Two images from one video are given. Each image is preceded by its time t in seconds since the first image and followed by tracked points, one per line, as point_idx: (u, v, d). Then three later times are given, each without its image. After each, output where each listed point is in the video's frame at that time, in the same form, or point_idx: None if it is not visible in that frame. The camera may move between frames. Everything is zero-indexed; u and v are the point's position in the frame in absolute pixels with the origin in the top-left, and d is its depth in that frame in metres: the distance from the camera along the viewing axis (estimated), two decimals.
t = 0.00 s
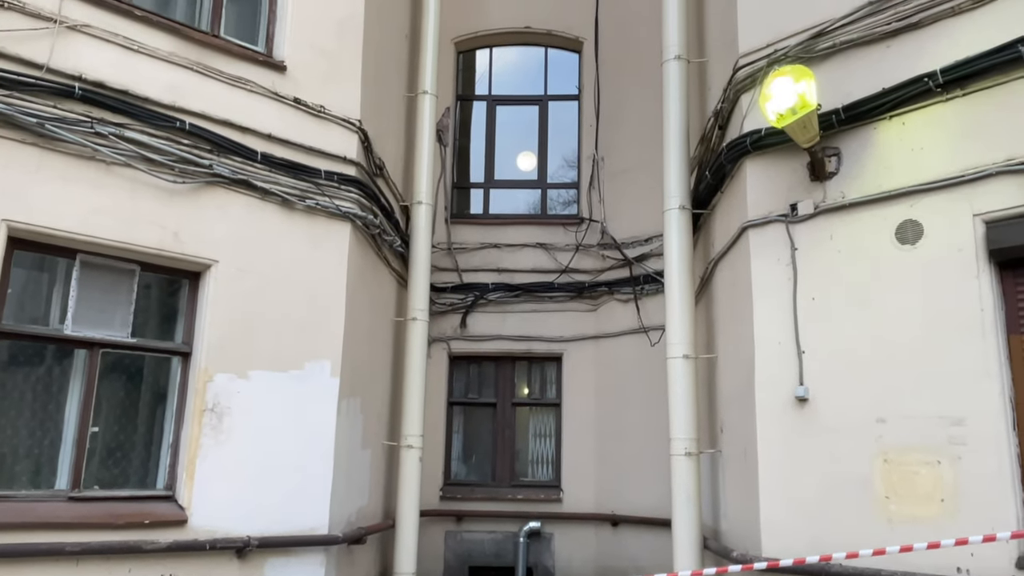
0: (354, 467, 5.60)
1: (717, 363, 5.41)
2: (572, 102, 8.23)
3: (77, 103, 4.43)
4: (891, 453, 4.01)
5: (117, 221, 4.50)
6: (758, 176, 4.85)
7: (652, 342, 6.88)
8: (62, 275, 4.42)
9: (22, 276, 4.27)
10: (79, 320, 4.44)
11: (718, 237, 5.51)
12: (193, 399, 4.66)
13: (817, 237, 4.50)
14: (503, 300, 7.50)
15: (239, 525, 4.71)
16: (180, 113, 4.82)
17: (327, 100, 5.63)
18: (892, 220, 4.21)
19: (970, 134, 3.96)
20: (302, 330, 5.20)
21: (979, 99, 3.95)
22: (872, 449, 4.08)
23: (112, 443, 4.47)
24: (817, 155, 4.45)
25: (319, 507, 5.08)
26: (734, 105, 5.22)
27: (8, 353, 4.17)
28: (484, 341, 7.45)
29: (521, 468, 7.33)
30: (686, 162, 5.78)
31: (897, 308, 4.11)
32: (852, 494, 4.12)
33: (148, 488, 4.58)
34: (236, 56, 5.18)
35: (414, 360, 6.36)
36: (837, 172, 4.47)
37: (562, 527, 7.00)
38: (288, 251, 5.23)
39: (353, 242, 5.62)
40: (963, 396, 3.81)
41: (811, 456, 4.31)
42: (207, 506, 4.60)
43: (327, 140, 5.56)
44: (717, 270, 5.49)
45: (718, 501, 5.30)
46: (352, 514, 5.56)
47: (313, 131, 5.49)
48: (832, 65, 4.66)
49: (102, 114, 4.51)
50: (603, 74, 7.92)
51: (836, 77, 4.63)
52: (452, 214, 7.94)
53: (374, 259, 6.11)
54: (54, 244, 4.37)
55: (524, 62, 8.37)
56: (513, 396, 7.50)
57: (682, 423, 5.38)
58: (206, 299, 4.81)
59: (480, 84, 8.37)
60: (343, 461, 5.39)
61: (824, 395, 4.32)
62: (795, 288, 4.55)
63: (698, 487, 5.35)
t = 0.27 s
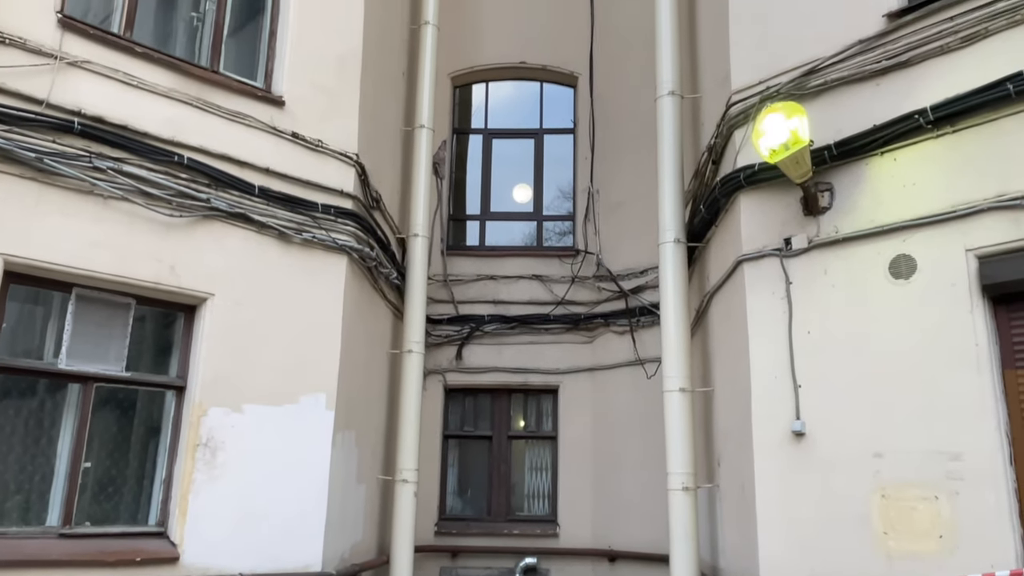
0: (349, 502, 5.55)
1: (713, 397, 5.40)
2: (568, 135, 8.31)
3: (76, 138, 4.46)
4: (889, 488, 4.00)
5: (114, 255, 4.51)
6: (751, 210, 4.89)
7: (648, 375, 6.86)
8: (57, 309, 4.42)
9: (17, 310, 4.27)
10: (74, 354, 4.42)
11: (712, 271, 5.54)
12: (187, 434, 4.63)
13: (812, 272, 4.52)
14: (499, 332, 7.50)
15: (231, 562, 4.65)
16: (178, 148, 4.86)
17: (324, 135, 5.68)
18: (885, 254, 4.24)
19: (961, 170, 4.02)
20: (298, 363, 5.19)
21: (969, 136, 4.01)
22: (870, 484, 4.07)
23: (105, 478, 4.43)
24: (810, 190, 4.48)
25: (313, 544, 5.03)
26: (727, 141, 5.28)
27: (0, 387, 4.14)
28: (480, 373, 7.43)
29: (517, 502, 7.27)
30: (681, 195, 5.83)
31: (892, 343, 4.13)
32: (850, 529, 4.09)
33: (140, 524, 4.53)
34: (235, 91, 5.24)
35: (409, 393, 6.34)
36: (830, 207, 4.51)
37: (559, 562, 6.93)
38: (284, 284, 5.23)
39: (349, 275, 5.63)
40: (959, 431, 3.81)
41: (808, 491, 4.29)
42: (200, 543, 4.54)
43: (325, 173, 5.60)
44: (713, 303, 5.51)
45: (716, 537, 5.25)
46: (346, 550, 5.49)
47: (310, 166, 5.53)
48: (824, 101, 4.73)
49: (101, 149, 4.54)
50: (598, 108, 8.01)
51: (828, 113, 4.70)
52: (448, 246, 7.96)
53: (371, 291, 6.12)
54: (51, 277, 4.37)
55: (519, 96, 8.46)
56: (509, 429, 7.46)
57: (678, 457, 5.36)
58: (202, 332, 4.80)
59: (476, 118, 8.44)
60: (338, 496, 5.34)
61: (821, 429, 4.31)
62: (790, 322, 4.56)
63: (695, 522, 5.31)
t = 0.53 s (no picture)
0: (344, 547, 5.47)
1: (712, 440, 5.37)
2: (565, 176, 8.38)
3: (77, 182, 4.49)
4: (891, 534, 3.95)
5: (111, 298, 4.52)
6: (748, 253, 4.92)
7: (647, 418, 6.84)
8: (53, 352, 4.40)
9: (13, 353, 4.25)
10: (69, 397, 4.40)
11: (709, 313, 5.55)
12: (181, 478, 4.58)
13: (809, 315, 4.54)
14: (496, 373, 7.47)
15: None
16: (179, 191, 4.89)
17: (323, 177, 5.73)
18: (881, 298, 4.26)
19: (955, 215, 4.07)
20: (295, 406, 5.16)
21: (962, 181, 4.08)
22: (871, 530, 4.03)
23: (96, 523, 4.36)
24: (806, 235, 4.53)
25: None
26: (722, 184, 5.34)
27: None
28: (477, 415, 7.38)
29: (515, 547, 7.17)
30: (677, 237, 5.88)
31: (890, 386, 4.12)
32: None
33: (132, 571, 4.43)
34: (236, 135, 5.30)
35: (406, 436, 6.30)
36: (825, 251, 4.54)
37: None
38: (282, 326, 5.23)
39: (347, 316, 5.63)
40: (960, 477, 3.79)
41: (809, 537, 4.24)
42: None
43: (323, 215, 5.63)
44: (711, 345, 5.50)
45: None
46: None
47: (310, 208, 5.56)
48: (818, 146, 4.80)
49: (101, 193, 4.57)
50: (595, 150, 8.08)
51: (822, 157, 4.77)
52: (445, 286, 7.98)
53: (368, 333, 6.10)
54: (48, 321, 4.37)
55: (517, 138, 8.55)
56: (506, 471, 7.38)
57: (678, 502, 5.33)
58: (198, 375, 4.78)
59: (473, 159, 8.53)
60: (332, 542, 5.26)
61: (821, 473, 4.28)
62: (788, 365, 4.55)
63: (696, 569, 5.26)
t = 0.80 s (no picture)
0: None
1: (714, 494, 5.30)
2: (563, 227, 8.45)
3: (79, 234, 4.52)
4: None
5: (109, 350, 4.50)
6: (746, 306, 4.93)
7: (647, 471, 6.79)
8: (49, 405, 4.37)
9: (8, 406, 4.22)
10: (63, 451, 4.35)
11: (709, 364, 5.55)
12: (174, 534, 4.50)
13: (809, 367, 4.53)
14: (495, 424, 7.41)
15: None
16: (180, 243, 4.92)
17: (323, 229, 5.77)
18: (880, 351, 4.27)
19: (952, 268, 4.10)
20: (291, 460, 5.10)
21: (957, 235, 4.12)
22: None
23: None
24: (804, 287, 4.55)
25: None
26: (720, 237, 5.39)
27: None
28: (475, 468, 7.29)
29: None
30: (675, 289, 5.91)
31: (892, 440, 4.10)
32: None
33: None
34: (238, 187, 5.36)
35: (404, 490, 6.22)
36: (823, 303, 4.56)
37: None
38: (280, 378, 5.20)
39: (346, 368, 5.61)
40: (966, 533, 3.74)
41: None
42: None
43: (323, 267, 5.65)
44: (711, 397, 5.47)
45: None
46: None
47: (309, 259, 5.59)
48: (813, 200, 4.86)
49: (103, 245, 4.60)
50: (593, 202, 8.16)
51: (818, 210, 4.83)
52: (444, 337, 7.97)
53: (366, 384, 6.07)
54: (45, 373, 4.35)
55: (515, 189, 8.63)
56: (505, 525, 7.27)
57: (681, 558, 5.30)
58: (194, 428, 4.73)
59: (472, 210, 8.60)
60: None
61: (824, 529, 4.21)
62: (789, 419, 4.52)
63: None
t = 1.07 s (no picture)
0: None
1: (719, 546, 5.21)
2: (563, 274, 8.48)
3: (81, 284, 4.54)
4: None
5: (108, 400, 4.48)
6: (748, 354, 4.92)
7: (651, 521, 6.70)
8: (46, 456, 4.33)
9: (4, 458, 4.17)
10: (59, 503, 4.29)
11: (711, 413, 5.51)
12: None
13: (812, 417, 4.50)
14: (495, 474, 7.32)
15: None
16: (181, 292, 4.93)
17: (324, 277, 5.79)
18: (883, 400, 4.24)
19: (952, 317, 4.10)
20: (288, 511, 5.03)
21: (956, 283, 4.13)
22: None
23: None
24: (805, 335, 4.55)
25: None
26: (720, 285, 5.41)
27: None
28: (476, 518, 7.18)
29: None
30: (676, 336, 5.92)
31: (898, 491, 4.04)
32: None
33: None
34: (241, 237, 5.39)
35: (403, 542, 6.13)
36: (825, 351, 4.55)
37: None
38: (279, 427, 5.16)
39: (345, 418, 5.56)
40: None
41: None
42: None
43: (324, 315, 5.65)
44: (714, 446, 5.42)
45: None
46: None
47: (310, 308, 5.60)
48: (812, 249, 4.89)
49: (104, 294, 4.61)
50: (593, 248, 8.20)
51: (817, 259, 4.85)
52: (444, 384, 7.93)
53: (365, 433, 6.02)
54: (42, 424, 4.32)
55: (515, 237, 8.68)
56: None
57: None
58: (191, 479, 4.68)
59: (473, 257, 8.63)
60: None
61: None
62: (794, 469, 4.48)
63: None
